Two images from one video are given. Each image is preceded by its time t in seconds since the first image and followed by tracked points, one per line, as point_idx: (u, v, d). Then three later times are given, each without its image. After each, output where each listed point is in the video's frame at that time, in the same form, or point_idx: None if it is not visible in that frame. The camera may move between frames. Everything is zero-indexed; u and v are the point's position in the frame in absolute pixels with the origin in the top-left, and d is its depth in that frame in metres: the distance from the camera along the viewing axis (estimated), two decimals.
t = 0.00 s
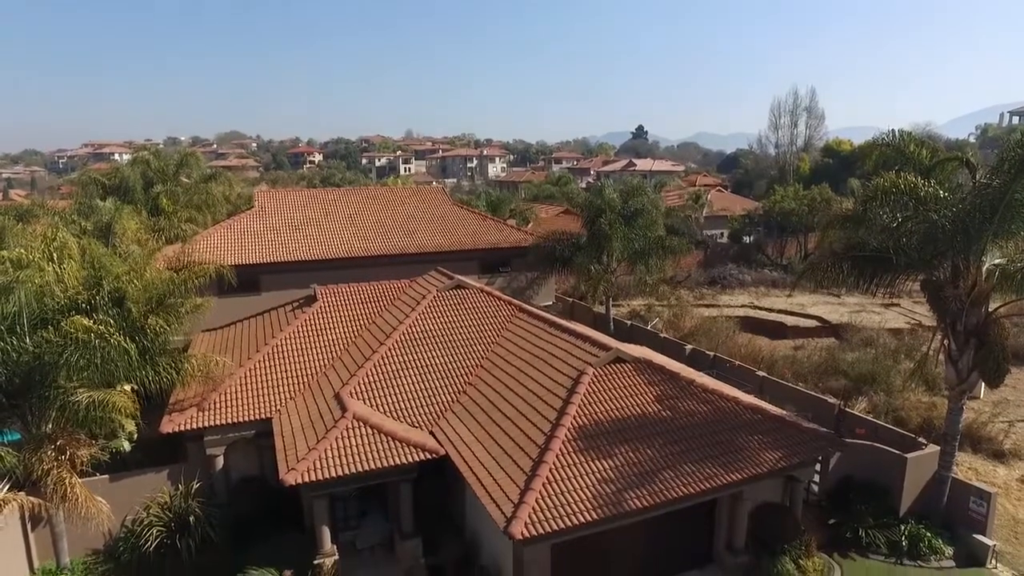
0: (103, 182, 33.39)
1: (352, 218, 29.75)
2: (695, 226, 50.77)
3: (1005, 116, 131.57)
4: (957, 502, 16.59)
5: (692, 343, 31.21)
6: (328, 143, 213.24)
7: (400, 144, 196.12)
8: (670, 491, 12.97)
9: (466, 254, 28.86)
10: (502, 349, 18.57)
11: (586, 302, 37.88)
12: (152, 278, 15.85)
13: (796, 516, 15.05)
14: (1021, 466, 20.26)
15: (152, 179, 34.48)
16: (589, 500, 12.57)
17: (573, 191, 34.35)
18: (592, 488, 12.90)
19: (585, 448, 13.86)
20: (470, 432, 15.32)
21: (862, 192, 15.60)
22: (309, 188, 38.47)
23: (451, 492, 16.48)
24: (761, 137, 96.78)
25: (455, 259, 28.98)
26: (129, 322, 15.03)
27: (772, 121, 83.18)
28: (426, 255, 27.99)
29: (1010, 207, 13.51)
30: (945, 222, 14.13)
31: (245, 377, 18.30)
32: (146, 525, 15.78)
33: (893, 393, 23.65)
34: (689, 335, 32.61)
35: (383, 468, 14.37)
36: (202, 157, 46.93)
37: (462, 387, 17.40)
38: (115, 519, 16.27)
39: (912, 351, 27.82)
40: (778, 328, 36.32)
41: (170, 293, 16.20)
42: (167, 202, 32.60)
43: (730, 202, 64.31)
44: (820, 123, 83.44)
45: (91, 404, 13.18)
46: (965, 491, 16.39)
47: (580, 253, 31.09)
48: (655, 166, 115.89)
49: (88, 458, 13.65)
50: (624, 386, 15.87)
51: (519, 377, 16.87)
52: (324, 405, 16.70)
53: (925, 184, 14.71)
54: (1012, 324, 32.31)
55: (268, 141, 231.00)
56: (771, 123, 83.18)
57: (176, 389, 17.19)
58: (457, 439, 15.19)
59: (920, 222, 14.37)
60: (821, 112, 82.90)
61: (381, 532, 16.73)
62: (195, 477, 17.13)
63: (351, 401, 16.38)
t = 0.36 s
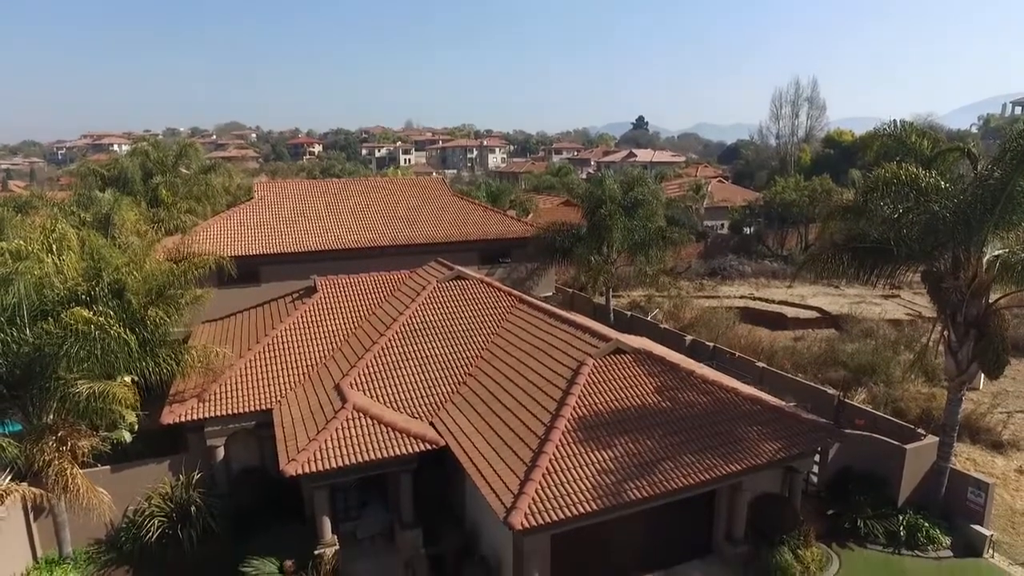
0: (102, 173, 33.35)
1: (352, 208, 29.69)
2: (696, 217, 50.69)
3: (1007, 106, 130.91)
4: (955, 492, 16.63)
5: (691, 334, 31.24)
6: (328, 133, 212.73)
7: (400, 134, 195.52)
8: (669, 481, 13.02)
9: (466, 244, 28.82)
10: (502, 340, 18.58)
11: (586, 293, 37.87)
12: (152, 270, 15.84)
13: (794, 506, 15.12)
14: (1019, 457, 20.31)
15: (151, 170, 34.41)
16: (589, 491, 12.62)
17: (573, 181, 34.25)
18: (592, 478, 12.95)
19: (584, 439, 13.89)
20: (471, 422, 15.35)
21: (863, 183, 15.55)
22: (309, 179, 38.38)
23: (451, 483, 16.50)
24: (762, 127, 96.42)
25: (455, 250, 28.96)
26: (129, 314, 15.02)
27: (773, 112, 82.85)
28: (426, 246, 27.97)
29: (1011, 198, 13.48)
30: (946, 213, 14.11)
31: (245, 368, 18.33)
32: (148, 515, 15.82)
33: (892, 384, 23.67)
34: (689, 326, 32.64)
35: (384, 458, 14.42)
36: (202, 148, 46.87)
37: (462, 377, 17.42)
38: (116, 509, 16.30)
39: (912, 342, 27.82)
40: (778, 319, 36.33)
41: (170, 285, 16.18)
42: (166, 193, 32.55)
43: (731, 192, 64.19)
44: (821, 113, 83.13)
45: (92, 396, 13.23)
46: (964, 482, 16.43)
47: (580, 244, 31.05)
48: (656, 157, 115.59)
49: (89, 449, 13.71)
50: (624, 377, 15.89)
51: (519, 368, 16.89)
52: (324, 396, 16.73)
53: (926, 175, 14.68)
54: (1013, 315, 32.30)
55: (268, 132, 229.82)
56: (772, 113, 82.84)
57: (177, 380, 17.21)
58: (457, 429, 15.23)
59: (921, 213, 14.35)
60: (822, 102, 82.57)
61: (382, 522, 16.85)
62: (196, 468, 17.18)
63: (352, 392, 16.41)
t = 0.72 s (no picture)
0: (100, 163, 33.27)
1: (352, 199, 29.63)
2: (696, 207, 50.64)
3: (1010, 95, 130.40)
4: (953, 481, 16.69)
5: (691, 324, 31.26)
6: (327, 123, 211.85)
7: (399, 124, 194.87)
8: (669, 471, 13.07)
9: (465, 235, 28.79)
10: (502, 331, 18.59)
11: (586, 283, 37.85)
12: (151, 261, 15.82)
13: (793, 496, 15.19)
14: (1017, 447, 20.37)
15: (149, 160, 34.31)
16: (589, 480, 12.66)
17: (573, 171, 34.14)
18: (591, 468, 12.99)
19: (584, 429, 13.92)
20: (471, 412, 15.38)
21: (863, 173, 15.49)
22: (308, 170, 38.30)
23: (451, 472, 16.58)
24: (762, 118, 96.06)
25: (454, 240, 28.92)
26: (128, 304, 15.02)
27: (774, 101, 82.50)
28: (426, 236, 27.92)
29: (1012, 187, 13.42)
30: (946, 203, 14.06)
31: (245, 358, 18.35)
32: (149, 505, 15.89)
33: (892, 374, 23.67)
34: (689, 316, 32.65)
35: (383, 448, 14.45)
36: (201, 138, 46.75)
37: (462, 367, 17.44)
38: (118, 499, 16.35)
39: (911, 333, 27.83)
40: (778, 309, 36.35)
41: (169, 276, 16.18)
42: (165, 184, 32.47)
43: (731, 182, 64.04)
44: (823, 103, 82.65)
45: (92, 386, 13.30)
46: (962, 471, 16.48)
47: (580, 234, 30.98)
48: (656, 146, 115.23)
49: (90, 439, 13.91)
50: (624, 367, 15.90)
51: (518, 358, 16.91)
52: (323, 387, 16.76)
53: (927, 164, 14.57)
54: (1013, 306, 32.28)
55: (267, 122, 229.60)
56: (773, 102, 82.51)
57: (177, 371, 17.23)
58: (457, 419, 15.26)
59: (922, 203, 14.29)
60: (823, 92, 82.20)
61: (382, 512, 16.98)
62: (197, 458, 17.24)
63: (352, 382, 16.44)
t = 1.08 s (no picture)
0: (99, 151, 33.18)
1: (351, 186, 29.55)
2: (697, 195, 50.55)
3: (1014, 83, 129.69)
4: (950, 468, 16.70)
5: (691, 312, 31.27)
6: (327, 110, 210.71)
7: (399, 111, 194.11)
8: (668, 458, 13.15)
9: (465, 222, 28.74)
10: (502, 318, 18.60)
11: (586, 271, 37.82)
12: (150, 249, 15.84)
13: (791, 483, 15.30)
14: (1015, 434, 20.46)
15: (148, 148, 34.20)
16: (588, 468, 12.74)
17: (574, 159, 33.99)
18: (591, 455, 13.06)
19: (584, 416, 13.98)
20: (471, 400, 15.44)
21: (864, 160, 15.45)
22: (307, 157, 38.18)
23: (451, 458, 16.68)
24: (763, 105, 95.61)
25: (454, 228, 28.87)
26: (128, 293, 15.04)
27: (775, 88, 82.05)
28: (426, 224, 27.87)
29: (1014, 175, 13.37)
30: (948, 191, 14.00)
31: (246, 346, 18.39)
32: (152, 492, 15.99)
33: (892, 362, 23.69)
34: (689, 304, 32.66)
35: (383, 435, 14.52)
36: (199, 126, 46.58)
37: (462, 355, 17.48)
38: (120, 485, 16.45)
39: (911, 321, 27.85)
40: (778, 297, 36.35)
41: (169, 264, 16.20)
42: (165, 171, 32.37)
43: (732, 170, 63.82)
44: (825, 90, 82.09)
45: (92, 374, 13.35)
46: (959, 458, 16.48)
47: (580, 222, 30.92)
48: (657, 134, 114.79)
49: (91, 426, 14.06)
50: (623, 354, 15.92)
51: (518, 346, 16.93)
52: (324, 374, 16.81)
53: (929, 152, 14.53)
54: (1012, 294, 32.29)
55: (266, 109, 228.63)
56: (774, 90, 82.07)
57: (177, 359, 17.26)
58: (457, 407, 15.31)
59: (923, 190, 14.23)
60: (825, 79, 81.72)
61: (383, 499, 17.10)
62: (198, 445, 17.31)
63: (352, 370, 16.49)
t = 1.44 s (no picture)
0: (97, 137, 33.08)
1: (351, 172, 29.44)
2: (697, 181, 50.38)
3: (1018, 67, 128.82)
4: (948, 454, 16.78)
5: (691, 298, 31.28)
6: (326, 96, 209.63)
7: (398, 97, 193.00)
8: (667, 444, 13.24)
9: (465, 208, 28.66)
10: (502, 304, 18.62)
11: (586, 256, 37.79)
12: (150, 236, 15.82)
13: (789, 468, 15.40)
14: (1012, 420, 20.55)
15: (147, 133, 34.09)
16: (588, 453, 12.83)
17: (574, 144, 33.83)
18: (591, 440, 13.14)
19: (583, 402, 14.04)
20: (471, 385, 15.49)
21: (866, 146, 15.41)
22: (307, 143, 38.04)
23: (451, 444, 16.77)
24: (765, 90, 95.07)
25: (454, 214, 28.80)
26: (128, 279, 15.03)
27: (777, 73, 81.54)
28: (426, 209, 27.80)
29: (1017, 161, 13.32)
30: (949, 176, 13.96)
31: (246, 332, 18.43)
32: (154, 477, 16.09)
33: (891, 347, 23.73)
34: (689, 290, 32.66)
35: (384, 421, 14.60)
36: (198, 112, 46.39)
37: (462, 341, 17.52)
38: (123, 471, 16.52)
39: (911, 307, 27.86)
40: (778, 283, 36.35)
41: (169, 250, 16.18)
42: (164, 157, 32.26)
43: (733, 155, 63.57)
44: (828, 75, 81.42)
45: (94, 360, 13.38)
46: (957, 444, 16.56)
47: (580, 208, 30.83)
48: (657, 119, 114.25)
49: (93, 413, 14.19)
50: (623, 340, 15.95)
51: (518, 331, 16.96)
52: (324, 360, 16.86)
53: (931, 138, 14.51)
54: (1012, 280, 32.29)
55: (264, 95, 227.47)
56: (776, 74, 81.56)
57: (178, 345, 17.31)
58: (457, 392, 15.37)
59: (925, 176, 14.18)
60: (827, 64, 81.14)
61: (383, 484, 17.22)
62: (200, 431, 17.37)
63: (352, 355, 16.53)
